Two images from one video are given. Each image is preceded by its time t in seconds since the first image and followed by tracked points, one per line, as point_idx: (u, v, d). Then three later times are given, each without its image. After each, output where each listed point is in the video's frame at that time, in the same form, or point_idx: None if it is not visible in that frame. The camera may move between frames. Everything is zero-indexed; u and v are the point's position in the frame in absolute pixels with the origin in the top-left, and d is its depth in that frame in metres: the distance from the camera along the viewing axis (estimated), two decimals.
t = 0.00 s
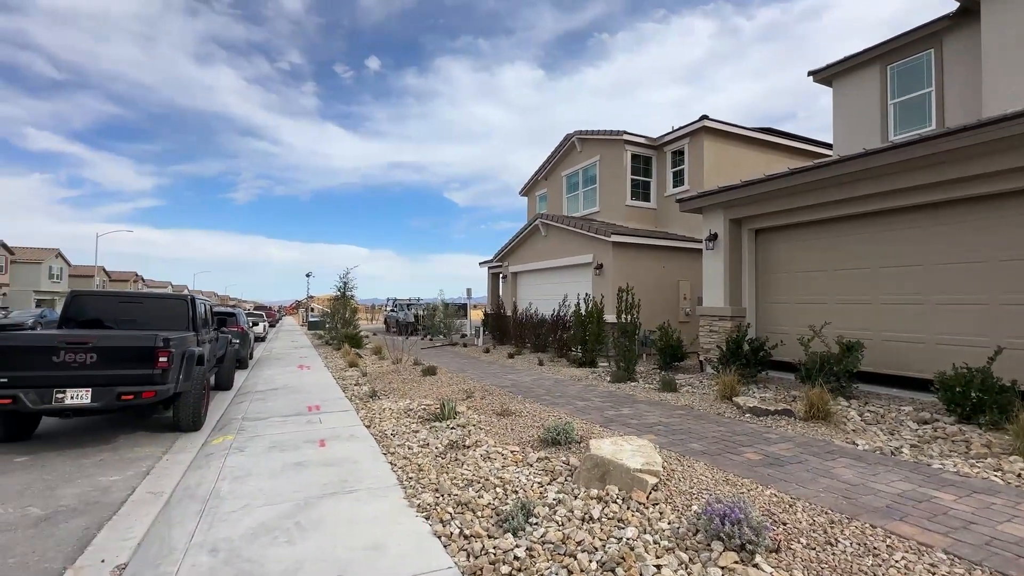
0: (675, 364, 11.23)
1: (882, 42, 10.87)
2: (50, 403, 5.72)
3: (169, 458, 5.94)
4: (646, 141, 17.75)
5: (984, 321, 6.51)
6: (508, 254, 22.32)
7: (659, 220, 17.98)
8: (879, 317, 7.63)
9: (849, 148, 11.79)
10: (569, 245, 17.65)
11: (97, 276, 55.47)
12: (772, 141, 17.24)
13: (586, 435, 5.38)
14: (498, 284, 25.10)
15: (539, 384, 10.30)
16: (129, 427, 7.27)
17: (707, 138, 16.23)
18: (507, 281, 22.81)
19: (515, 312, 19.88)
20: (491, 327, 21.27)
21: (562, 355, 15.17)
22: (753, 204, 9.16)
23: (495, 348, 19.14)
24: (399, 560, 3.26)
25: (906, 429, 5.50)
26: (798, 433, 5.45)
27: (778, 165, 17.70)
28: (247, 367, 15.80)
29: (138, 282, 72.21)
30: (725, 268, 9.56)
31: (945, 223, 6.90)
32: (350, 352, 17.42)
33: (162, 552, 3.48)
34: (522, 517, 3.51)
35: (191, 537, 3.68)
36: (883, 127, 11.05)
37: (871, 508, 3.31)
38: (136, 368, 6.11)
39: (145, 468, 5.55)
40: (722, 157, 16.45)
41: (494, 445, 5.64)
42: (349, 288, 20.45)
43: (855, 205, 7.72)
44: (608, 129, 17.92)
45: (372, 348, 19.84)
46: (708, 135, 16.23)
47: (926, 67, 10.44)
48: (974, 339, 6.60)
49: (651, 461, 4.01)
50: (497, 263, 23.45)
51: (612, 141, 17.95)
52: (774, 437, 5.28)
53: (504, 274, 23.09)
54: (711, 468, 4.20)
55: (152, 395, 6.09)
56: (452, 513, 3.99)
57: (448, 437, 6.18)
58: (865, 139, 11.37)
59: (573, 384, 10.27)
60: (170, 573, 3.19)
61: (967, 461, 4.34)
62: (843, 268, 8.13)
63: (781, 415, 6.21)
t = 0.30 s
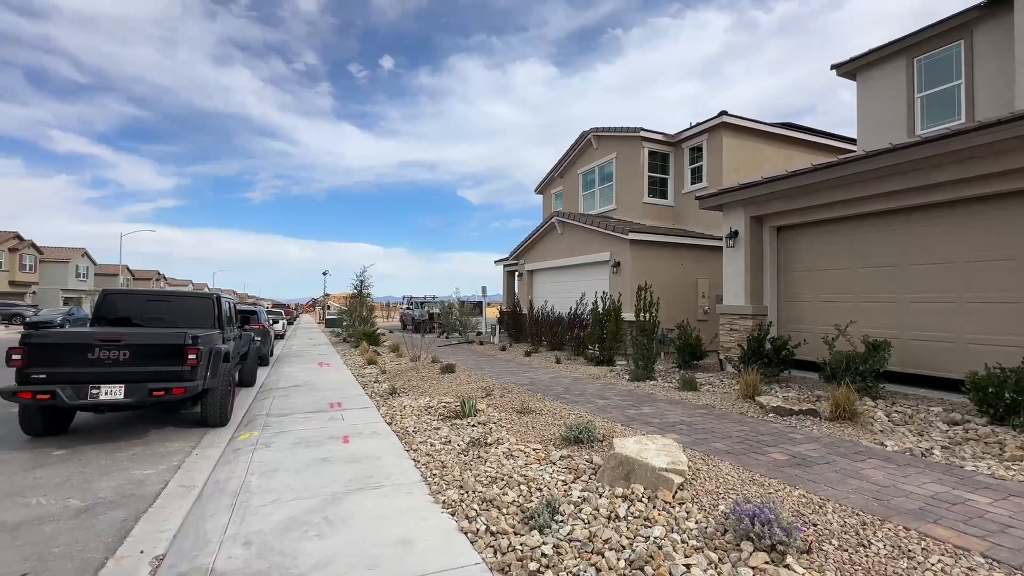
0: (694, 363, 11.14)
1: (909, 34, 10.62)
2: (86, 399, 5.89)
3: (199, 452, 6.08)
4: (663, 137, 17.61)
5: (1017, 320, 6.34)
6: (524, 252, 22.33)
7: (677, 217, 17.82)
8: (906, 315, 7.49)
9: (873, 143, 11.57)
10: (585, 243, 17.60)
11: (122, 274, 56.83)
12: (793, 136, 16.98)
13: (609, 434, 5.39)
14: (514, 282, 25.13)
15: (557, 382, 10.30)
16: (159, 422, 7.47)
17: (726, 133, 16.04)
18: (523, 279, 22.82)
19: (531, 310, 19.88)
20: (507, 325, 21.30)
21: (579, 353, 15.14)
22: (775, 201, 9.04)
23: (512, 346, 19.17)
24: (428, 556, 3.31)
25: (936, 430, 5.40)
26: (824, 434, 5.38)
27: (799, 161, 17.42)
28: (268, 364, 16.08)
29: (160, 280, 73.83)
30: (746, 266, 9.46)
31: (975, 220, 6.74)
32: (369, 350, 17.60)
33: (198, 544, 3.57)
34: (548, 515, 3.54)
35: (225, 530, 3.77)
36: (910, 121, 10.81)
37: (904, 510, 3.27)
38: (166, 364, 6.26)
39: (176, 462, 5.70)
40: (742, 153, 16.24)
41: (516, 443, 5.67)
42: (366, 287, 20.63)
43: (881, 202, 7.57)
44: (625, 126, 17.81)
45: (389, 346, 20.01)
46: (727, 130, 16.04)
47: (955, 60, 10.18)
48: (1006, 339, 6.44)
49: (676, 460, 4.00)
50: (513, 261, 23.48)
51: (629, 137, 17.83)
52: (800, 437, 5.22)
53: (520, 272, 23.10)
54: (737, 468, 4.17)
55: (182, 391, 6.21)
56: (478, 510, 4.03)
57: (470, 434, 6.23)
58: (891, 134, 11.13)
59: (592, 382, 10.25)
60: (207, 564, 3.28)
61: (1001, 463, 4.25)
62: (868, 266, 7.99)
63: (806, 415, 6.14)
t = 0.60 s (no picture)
0: (714, 362, 11.04)
1: (938, 26, 10.36)
2: (121, 395, 6.06)
3: (229, 448, 6.22)
4: (681, 134, 17.45)
5: None
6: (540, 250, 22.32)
7: (696, 214, 17.66)
8: (936, 314, 7.34)
9: (900, 138, 11.32)
10: (603, 241, 17.53)
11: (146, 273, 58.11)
12: (814, 131, 16.73)
13: (633, 433, 5.38)
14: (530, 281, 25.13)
15: (577, 381, 10.29)
16: (189, 418, 7.65)
17: (746, 130, 15.83)
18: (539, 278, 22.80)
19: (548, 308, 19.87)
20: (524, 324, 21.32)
21: (598, 352, 15.09)
22: (798, 198, 8.91)
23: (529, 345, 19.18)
24: (459, 552, 3.35)
25: (970, 431, 5.29)
26: (853, 434, 5.30)
27: (821, 157, 17.12)
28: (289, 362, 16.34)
29: (182, 279, 75.32)
30: (769, 264, 9.33)
31: (1009, 216, 6.58)
32: (387, 348, 17.75)
33: (235, 536, 3.66)
34: (577, 514, 3.55)
35: (260, 524, 3.86)
36: (938, 115, 10.55)
37: (942, 512, 3.22)
38: (197, 362, 6.41)
39: (207, 457, 5.84)
40: (762, 149, 16.01)
41: (540, 441, 5.70)
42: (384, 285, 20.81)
43: (909, 199, 7.41)
44: (642, 123, 17.68)
45: (407, 344, 20.16)
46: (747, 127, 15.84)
47: (986, 51, 9.90)
48: None
49: (704, 459, 3.99)
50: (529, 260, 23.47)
51: (646, 135, 17.70)
52: (828, 438, 5.16)
53: (537, 271, 23.09)
54: (767, 469, 4.13)
55: (212, 387, 6.33)
56: (506, 507, 4.07)
57: (493, 432, 6.27)
58: (919, 128, 10.88)
59: (612, 381, 10.22)
60: (245, 557, 3.37)
61: None
62: (896, 264, 7.84)
63: (834, 415, 6.06)
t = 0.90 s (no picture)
0: (734, 362, 10.94)
1: (965, 19, 10.13)
2: (153, 392, 6.23)
3: (256, 444, 6.36)
4: (699, 132, 17.30)
5: None
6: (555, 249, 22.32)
7: (714, 213, 17.50)
8: (964, 315, 7.20)
9: (925, 134, 11.11)
10: (619, 241, 17.47)
11: (167, 272, 59.39)
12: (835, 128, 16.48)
13: (655, 434, 5.39)
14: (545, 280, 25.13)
15: (595, 381, 10.29)
16: (216, 415, 7.84)
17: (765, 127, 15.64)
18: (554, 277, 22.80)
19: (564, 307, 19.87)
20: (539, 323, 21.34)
21: (615, 351, 15.05)
22: (821, 196, 8.80)
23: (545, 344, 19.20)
24: (486, 549, 3.41)
25: (1000, 434, 5.20)
26: (879, 436, 5.25)
27: (842, 153, 16.85)
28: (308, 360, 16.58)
29: (202, 278, 76.76)
30: (790, 263, 9.23)
31: None
32: (405, 347, 17.91)
33: (269, 531, 3.77)
34: (602, 513, 3.58)
35: (291, 519, 3.96)
36: (966, 110, 10.33)
37: (973, 515, 3.19)
38: (225, 360, 6.57)
39: (236, 453, 5.99)
40: (782, 147, 15.81)
41: (561, 440, 5.74)
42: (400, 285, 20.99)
43: (936, 197, 7.28)
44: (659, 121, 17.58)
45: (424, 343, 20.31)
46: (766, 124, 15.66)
47: (1016, 44, 9.66)
48: None
49: (729, 460, 3.99)
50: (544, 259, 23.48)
51: (663, 133, 17.59)
52: (854, 440, 5.11)
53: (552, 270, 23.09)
54: (792, 470, 4.12)
55: (240, 385, 6.48)
56: (530, 506, 4.11)
57: (515, 431, 6.32)
58: (945, 124, 10.66)
59: (630, 381, 10.20)
60: (280, 550, 3.47)
61: None
62: (922, 264, 7.71)
63: (859, 417, 5.99)
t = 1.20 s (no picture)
0: (754, 361, 10.82)
1: (995, 10, 9.87)
2: (183, 388, 6.40)
3: (281, 439, 6.50)
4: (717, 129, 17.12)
5: None
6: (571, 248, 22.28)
7: (733, 210, 17.30)
8: (994, 313, 7.04)
9: (953, 129, 10.85)
10: (636, 239, 17.38)
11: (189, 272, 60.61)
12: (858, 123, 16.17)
13: (676, 431, 5.39)
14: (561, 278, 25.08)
15: (613, 379, 10.27)
16: (241, 410, 8.02)
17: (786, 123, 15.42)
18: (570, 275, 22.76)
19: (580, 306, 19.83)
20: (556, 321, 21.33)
21: (632, 350, 14.98)
22: (844, 193, 8.66)
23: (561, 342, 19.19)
24: (511, 542, 3.45)
25: None
26: (906, 436, 5.17)
27: (865, 149, 16.54)
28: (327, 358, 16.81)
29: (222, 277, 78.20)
30: (813, 261, 9.10)
31: None
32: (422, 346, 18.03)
33: (298, 522, 3.86)
34: (626, 509, 3.60)
35: (319, 511, 4.05)
36: (995, 103, 10.07)
37: (1006, 516, 3.15)
38: (251, 357, 6.72)
39: (263, 447, 6.13)
40: (803, 143, 15.57)
41: (582, 438, 5.75)
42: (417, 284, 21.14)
43: (965, 193, 7.12)
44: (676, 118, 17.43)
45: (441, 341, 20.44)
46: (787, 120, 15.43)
47: None
48: None
49: (754, 458, 3.97)
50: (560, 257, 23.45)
51: (680, 130, 17.44)
52: (880, 440, 5.04)
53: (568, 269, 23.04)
54: (818, 469, 4.09)
55: (266, 381, 6.62)
56: (553, 501, 4.14)
57: (534, 428, 6.35)
58: (974, 117, 10.40)
59: (649, 379, 10.16)
60: (309, 541, 3.55)
61: None
62: (950, 261, 7.55)
63: (884, 417, 5.90)
